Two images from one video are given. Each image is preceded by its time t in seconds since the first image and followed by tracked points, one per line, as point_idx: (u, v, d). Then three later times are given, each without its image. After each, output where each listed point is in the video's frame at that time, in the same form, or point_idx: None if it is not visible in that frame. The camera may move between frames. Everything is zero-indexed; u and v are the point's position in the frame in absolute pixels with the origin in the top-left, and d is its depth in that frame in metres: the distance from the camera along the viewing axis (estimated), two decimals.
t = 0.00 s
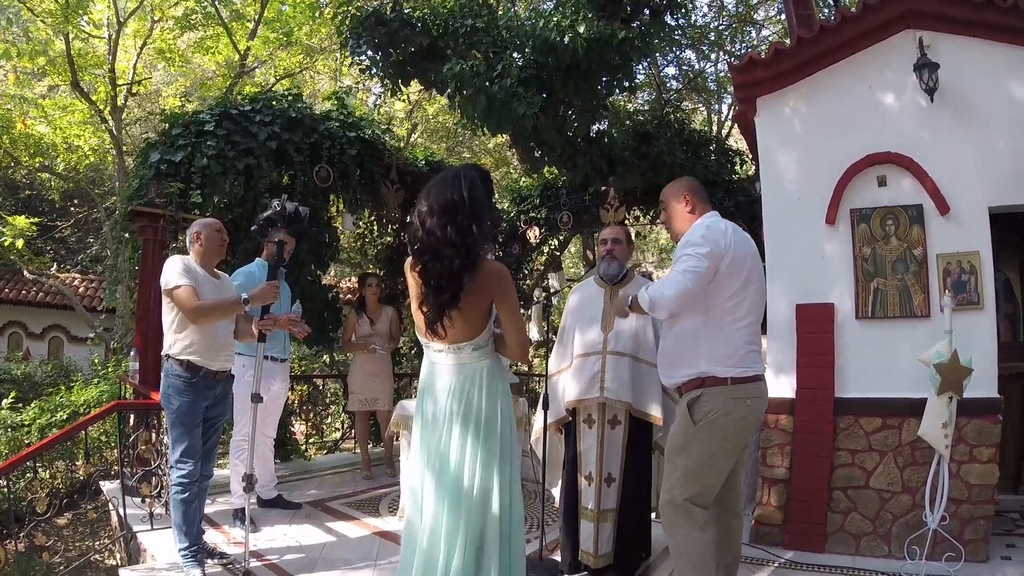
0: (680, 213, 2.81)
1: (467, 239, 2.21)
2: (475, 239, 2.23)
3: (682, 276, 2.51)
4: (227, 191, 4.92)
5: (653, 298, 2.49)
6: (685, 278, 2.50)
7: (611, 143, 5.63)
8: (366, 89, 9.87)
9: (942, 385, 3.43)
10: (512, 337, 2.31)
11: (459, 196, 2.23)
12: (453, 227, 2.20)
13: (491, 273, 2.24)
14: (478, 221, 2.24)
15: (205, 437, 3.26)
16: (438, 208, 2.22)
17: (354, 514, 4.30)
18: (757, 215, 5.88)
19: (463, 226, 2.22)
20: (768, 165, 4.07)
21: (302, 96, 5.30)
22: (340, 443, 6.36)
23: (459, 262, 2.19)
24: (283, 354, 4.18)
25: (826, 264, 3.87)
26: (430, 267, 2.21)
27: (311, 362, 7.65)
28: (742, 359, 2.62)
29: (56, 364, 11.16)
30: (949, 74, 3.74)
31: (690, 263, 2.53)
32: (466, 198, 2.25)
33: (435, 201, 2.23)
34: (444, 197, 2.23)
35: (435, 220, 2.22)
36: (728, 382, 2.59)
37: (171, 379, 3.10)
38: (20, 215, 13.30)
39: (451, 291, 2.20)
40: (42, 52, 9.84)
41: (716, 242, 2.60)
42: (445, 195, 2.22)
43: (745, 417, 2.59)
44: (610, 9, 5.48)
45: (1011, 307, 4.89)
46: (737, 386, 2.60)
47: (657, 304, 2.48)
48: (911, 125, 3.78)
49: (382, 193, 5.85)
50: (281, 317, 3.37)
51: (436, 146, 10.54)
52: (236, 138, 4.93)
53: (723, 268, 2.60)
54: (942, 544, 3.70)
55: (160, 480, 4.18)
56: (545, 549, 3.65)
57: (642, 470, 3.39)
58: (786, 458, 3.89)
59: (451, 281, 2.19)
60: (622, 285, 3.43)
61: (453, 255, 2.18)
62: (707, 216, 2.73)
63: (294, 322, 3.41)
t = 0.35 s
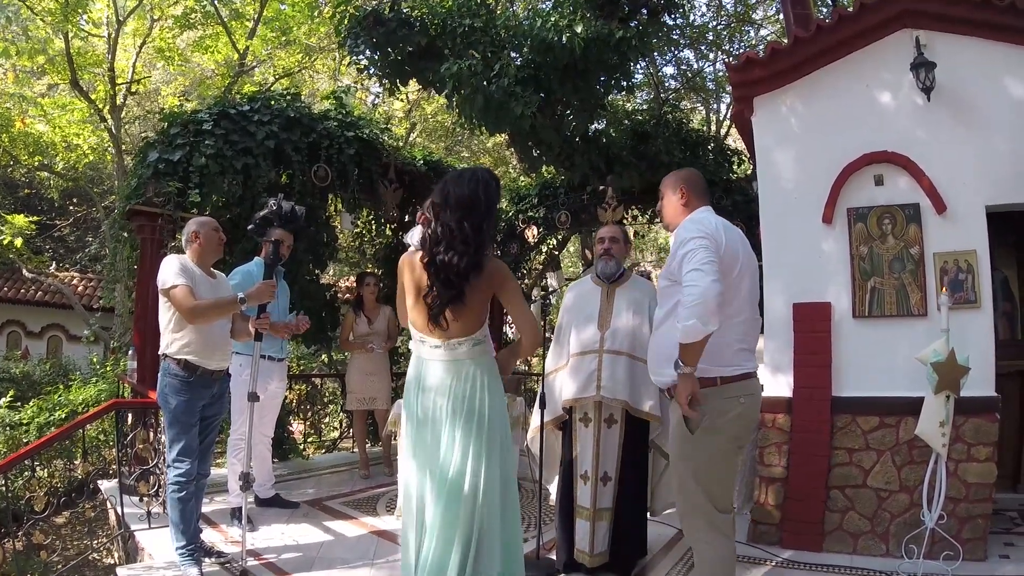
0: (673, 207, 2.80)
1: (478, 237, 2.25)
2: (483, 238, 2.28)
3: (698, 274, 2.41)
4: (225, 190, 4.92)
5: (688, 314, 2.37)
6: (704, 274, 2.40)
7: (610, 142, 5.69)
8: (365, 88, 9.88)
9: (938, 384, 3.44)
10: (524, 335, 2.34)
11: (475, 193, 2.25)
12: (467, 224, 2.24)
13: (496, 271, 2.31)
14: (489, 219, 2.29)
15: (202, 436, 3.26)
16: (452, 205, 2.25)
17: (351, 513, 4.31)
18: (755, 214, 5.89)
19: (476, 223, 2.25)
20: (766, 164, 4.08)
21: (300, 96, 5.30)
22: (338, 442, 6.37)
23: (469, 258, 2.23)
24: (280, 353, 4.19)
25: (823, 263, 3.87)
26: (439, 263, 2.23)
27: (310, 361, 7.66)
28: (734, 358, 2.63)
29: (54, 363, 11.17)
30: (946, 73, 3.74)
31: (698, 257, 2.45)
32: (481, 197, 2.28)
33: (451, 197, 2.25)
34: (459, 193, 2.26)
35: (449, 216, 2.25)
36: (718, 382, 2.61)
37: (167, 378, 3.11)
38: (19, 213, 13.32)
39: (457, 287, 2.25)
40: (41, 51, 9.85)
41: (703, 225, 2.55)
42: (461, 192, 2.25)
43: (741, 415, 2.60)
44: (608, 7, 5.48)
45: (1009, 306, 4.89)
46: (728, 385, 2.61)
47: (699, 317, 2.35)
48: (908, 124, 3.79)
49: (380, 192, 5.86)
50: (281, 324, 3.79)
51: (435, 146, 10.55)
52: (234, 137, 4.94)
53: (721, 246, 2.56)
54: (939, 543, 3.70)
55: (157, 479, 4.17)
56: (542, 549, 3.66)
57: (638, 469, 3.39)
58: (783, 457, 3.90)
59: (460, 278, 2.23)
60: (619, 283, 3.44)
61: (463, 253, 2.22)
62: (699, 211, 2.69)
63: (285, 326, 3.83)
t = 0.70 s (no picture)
0: (664, 206, 2.80)
1: (465, 237, 2.40)
2: (471, 238, 2.42)
3: (697, 281, 2.39)
4: (224, 190, 4.92)
5: (693, 325, 2.35)
6: (704, 281, 2.38)
7: (608, 142, 5.69)
8: (365, 89, 9.88)
9: (938, 384, 3.43)
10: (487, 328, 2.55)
11: (462, 195, 2.41)
12: (454, 224, 2.39)
13: (480, 269, 2.46)
14: (478, 220, 2.44)
15: (200, 435, 3.26)
16: (441, 206, 2.39)
17: (350, 512, 4.30)
18: (754, 214, 5.89)
19: (462, 224, 2.40)
20: (765, 163, 4.07)
21: (299, 96, 5.31)
22: (338, 442, 6.37)
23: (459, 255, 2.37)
24: (278, 353, 4.18)
25: (822, 263, 3.87)
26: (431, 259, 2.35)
27: (309, 362, 7.66)
28: (733, 357, 2.61)
29: (54, 364, 11.17)
30: (945, 72, 3.74)
31: (695, 263, 2.43)
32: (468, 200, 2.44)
33: (441, 199, 2.39)
34: (448, 194, 2.40)
35: (439, 215, 2.38)
36: (719, 382, 2.59)
37: (165, 377, 3.11)
38: (19, 214, 13.32)
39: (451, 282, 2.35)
40: (40, 52, 9.86)
41: (696, 227, 2.53)
42: (451, 194, 2.39)
43: (741, 415, 2.58)
44: (606, 9, 5.42)
45: (1009, 307, 4.88)
46: (727, 385, 2.59)
47: (705, 326, 2.34)
48: (908, 124, 3.78)
49: (379, 191, 5.86)
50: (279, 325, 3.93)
51: (434, 146, 10.54)
52: (233, 137, 4.94)
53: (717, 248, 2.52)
54: (939, 545, 3.69)
55: (156, 477, 4.16)
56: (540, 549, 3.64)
57: (636, 468, 3.39)
58: (783, 457, 3.88)
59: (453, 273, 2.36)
60: (618, 282, 3.44)
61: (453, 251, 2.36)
62: (692, 211, 2.67)
63: (285, 326, 3.96)
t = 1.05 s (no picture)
0: (669, 200, 2.80)
1: (463, 244, 2.45)
2: (468, 243, 2.47)
3: (699, 284, 2.38)
4: (223, 193, 4.92)
5: (695, 330, 2.35)
6: (704, 285, 2.37)
7: (608, 138, 5.68)
8: (363, 89, 9.88)
9: (941, 376, 3.43)
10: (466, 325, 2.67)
11: (464, 201, 2.45)
12: (456, 229, 2.43)
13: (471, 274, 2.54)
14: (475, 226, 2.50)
15: (201, 437, 3.26)
16: (443, 210, 2.42)
17: (353, 513, 4.30)
18: (754, 209, 5.88)
19: (462, 228, 2.44)
20: (763, 158, 4.07)
21: (297, 97, 5.30)
22: (341, 443, 6.37)
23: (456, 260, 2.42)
24: (279, 354, 4.18)
25: (822, 257, 3.87)
26: (430, 264, 2.39)
27: (311, 363, 7.67)
28: (735, 351, 2.60)
29: (56, 369, 11.18)
30: (944, 63, 3.73)
31: (696, 266, 2.42)
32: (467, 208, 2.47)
33: (444, 206, 2.42)
34: (450, 198, 2.43)
35: (441, 219, 2.40)
36: (721, 375, 2.58)
37: (164, 380, 3.10)
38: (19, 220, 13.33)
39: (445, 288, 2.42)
40: (38, 58, 9.87)
41: (697, 229, 2.51)
42: (453, 200, 2.43)
43: (743, 409, 2.58)
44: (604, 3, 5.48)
45: (1010, 297, 4.88)
46: (729, 379, 2.58)
47: (708, 328, 2.34)
48: (906, 116, 3.78)
49: (378, 191, 5.85)
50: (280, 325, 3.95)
51: (433, 146, 10.54)
52: (231, 139, 4.94)
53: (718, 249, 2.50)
54: (944, 537, 3.68)
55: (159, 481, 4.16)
56: (544, 546, 3.65)
57: (639, 464, 3.39)
58: (785, 452, 3.88)
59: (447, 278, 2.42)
60: (618, 277, 3.44)
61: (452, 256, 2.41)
62: (695, 209, 2.64)
63: (286, 326, 3.97)
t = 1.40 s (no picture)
0: (671, 198, 2.81)
1: (452, 241, 2.47)
2: (457, 243, 2.50)
3: (680, 281, 2.42)
4: (220, 192, 4.92)
5: (663, 324, 2.40)
6: (682, 284, 2.41)
7: (605, 137, 5.69)
8: (361, 88, 9.87)
9: (939, 371, 3.44)
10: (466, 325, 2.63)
11: (451, 200, 2.49)
12: (443, 228, 2.46)
13: (463, 273, 2.54)
14: (463, 225, 2.52)
15: (199, 439, 3.26)
16: (429, 211, 2.47)
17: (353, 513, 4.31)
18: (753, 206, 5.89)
19: (450, 228, 2.48)
20: (761, 155, 4.08)
21: (295, 96, 5.30)
22: (340, 443, 6.37)
23: (444, 258, 2.43)
24: (278, 354, 4.18)
25: (820, 254, 3.87)
26: (417, 261, 2.41)
27: (311, 363, 7.66)
28: (734, 349, 2.60)
29: (55, 371, 11.18)
30: (941, 59, 3.74)
31: (682, 263, 2.45)
32: (455, 207, 2.51)
33: (430, 206, 2.47)
34: (438, 198, 2.47)
35: (428, 220, 2.45)
36: (721, 373, 2.59)
37: (162, 382, 3.10)
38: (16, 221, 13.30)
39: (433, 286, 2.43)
40: (35, 58, 9.86)
41: (692, 227, 2.51)
42: (439, 199, 2.46)
43: (742, 406, 2.59)
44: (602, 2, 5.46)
45: (1008, 293, 4.89)
46: (730, 376, 2.59)
47: (677, 325, 2.37)
48: (904, 112, 3.78)
49: (376, 190, 5.85)
50: (276, 325, 3.92)
51: (431, 145, 10.52)
52: (228, 138, 4.93)
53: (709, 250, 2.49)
54: (943, 532, 3.70)
55: (159, 482, 4.16)
56: (544, 544, 3.66)
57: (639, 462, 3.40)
58: (784, 448, 3.90)
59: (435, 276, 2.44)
60: (617, 275, 3.44)
61: (441, 254, 2.42)
62: (697, 206, 2.64)
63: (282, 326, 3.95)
